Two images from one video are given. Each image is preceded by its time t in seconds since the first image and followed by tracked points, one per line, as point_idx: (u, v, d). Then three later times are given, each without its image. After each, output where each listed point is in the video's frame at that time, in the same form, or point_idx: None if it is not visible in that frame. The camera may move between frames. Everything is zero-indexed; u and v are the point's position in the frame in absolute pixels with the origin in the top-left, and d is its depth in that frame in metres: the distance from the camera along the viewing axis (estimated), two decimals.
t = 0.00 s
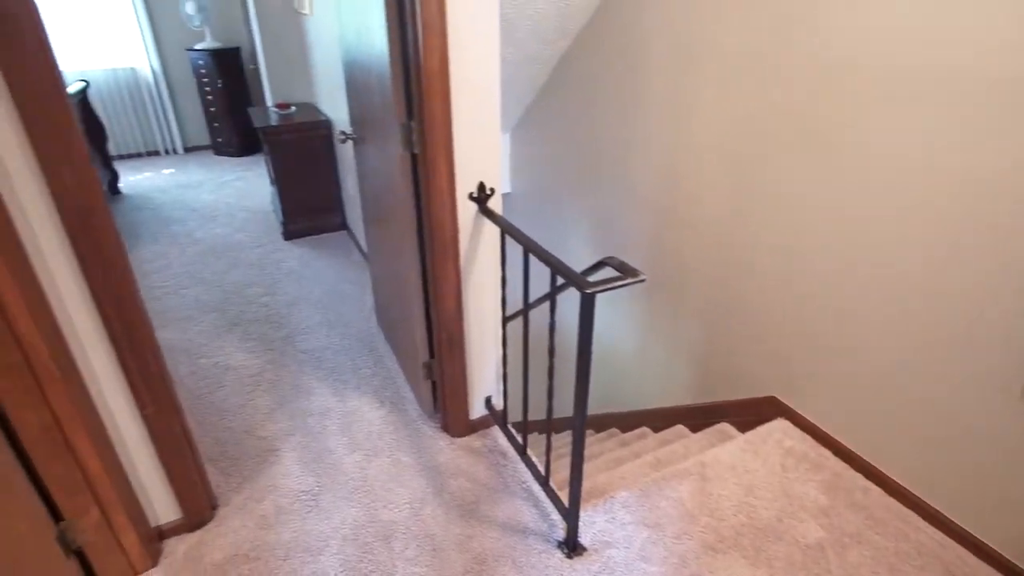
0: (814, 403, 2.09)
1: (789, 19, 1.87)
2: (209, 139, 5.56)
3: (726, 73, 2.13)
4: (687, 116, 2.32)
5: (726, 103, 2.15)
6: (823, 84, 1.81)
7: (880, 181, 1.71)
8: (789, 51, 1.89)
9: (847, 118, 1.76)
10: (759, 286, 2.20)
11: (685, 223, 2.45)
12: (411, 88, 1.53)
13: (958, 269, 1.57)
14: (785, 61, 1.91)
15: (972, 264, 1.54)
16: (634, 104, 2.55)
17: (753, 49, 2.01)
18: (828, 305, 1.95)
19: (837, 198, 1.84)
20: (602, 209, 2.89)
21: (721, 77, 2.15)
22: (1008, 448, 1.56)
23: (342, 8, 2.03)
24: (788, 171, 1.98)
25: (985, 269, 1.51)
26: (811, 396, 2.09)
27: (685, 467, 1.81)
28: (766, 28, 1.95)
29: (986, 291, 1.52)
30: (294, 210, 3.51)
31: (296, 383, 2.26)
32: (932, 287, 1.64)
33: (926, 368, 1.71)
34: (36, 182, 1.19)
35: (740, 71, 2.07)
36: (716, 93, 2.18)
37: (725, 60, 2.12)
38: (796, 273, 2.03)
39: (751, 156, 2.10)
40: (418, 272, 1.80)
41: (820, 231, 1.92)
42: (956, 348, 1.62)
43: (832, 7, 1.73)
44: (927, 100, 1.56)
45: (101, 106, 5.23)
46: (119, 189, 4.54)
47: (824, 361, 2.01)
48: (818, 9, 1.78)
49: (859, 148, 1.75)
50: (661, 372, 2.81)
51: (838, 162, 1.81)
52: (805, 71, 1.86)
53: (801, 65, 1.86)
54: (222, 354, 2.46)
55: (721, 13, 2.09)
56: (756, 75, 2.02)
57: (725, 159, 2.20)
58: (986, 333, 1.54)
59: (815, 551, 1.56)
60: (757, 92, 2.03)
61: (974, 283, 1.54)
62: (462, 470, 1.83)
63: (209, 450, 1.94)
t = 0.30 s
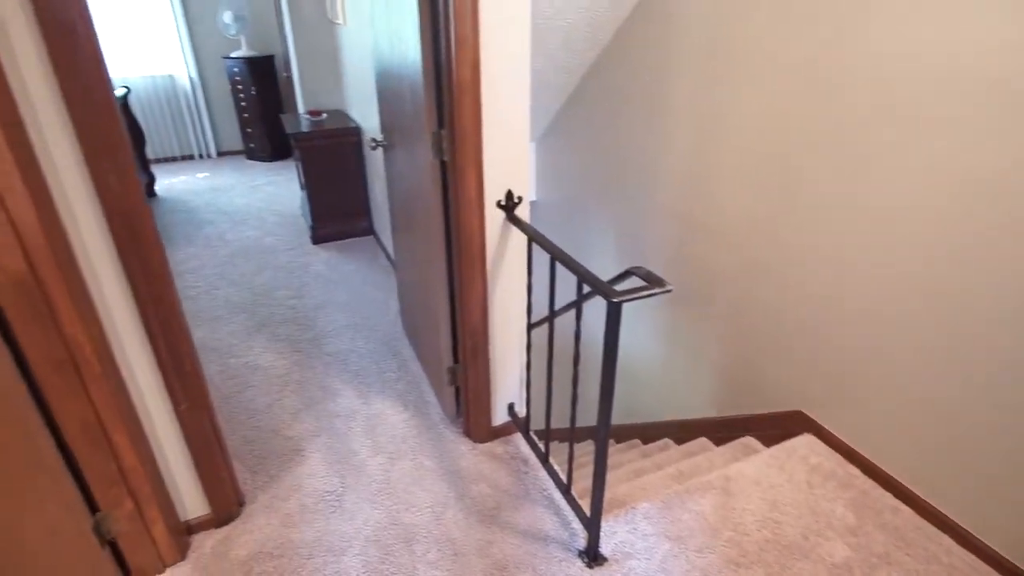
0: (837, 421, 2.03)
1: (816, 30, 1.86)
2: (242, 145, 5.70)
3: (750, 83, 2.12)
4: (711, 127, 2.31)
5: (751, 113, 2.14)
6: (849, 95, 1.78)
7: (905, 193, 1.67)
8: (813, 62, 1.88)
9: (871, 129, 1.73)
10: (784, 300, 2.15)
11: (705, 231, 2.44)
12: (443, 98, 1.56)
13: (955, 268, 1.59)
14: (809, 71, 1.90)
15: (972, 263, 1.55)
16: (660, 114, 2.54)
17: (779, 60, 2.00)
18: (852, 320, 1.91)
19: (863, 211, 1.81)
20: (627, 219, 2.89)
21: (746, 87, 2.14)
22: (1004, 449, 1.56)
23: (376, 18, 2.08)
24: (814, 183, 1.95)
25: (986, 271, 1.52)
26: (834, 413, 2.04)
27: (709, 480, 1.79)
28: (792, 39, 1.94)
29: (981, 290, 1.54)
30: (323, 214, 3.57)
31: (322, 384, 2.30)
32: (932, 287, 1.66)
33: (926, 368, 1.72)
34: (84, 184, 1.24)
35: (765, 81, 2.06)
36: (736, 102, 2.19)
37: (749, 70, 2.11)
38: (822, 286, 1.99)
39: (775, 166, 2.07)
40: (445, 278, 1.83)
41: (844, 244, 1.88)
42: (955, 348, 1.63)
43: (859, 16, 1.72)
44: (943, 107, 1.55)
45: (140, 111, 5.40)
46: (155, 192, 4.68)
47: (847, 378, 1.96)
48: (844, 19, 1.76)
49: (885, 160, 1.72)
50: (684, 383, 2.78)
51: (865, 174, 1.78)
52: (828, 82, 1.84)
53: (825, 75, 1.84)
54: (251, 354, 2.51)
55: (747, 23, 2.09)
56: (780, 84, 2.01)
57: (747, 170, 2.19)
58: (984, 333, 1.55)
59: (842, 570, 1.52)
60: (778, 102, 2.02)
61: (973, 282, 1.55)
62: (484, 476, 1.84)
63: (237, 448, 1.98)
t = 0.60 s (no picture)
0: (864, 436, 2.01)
1: (842, 40, 1.85)
2: (270, 150, 5.82)
3: (777, 95, 2.12)
4: (738, 138, 2.31)
5: (777, 123, 2.13)
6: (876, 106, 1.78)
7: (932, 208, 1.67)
8: (839, 72, 1.87)
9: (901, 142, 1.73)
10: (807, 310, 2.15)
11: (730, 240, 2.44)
12: (470, 107, 1.59)
13: (955, 266, 1.64)
14: (835, 82, 1.90)
15: (973, 262, 1.59)
16: (685, 124, 2.54)
17: (805, 70, 1.99)
18: (880, 333, 1.89)
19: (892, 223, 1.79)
20: (651, 228, 2.88)
21: (773, 98, 2.14)
22: (1005, 448, 1.60)
23: (405, 28, 2.11)
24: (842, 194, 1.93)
25: (989, 268, 1.56)
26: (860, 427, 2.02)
27: (730, 492, 1.77)
28: (818, 50, 1.94)
29: (980, 290, 1.59)
30: (348, 219, 3.63)
31: (345, 387, 2.33)
32: (932, 287, 1.71)
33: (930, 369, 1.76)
34: (123, 186, 1.28)
35: (792, 92, 2.06)
36: (763, 113, 2.19)
37: (775, 80, 2.11)
38: (848, 299, 1.98)
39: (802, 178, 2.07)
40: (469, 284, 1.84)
41: (871, 256, 1.87)
42: (955, 348, 1.68)
43: (887, 26, 1.71)
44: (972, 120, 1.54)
45: (173, 117, 5.55)
46: (186, 196, 4.79)
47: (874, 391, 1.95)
48: (871, 30, 1.76)
49: (914, 172, 1.70)
50: (706, 395, 2.76)
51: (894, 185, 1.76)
52: (856, 93, 1.83)
53: (853, 87, 1.84)
54: (276, 355, 2.56)
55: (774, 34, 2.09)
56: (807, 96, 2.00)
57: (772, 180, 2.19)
58: (984, 333, 1.60)
59: None
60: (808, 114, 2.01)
61: (973, 281, 1.61)
62: (503, 482, 1.85)
63: (261, 448, 2.02)
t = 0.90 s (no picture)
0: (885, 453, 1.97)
1: (859, 50, 1.82)
2: (295, 156, 5.93)
3: (795, 105, 2.09)
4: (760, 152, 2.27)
5: (796, 134, 2.10)
6: (894, 116, 1.74)
7: (949, 220, 1.63)
8: (857, 83, 1.85)
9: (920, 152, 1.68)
10: (825, 326, 2.10)
11: (750, 254, 2.41)
12: (493, 117, 1.60)
13: (953, 266, 1.64)
14: (852, 91, 1.86)
15: (971, 261, 1.59)
16: (705, 134, 2.53)
17: (824, 80, 1.96)
18: (900, 351, 1.84)
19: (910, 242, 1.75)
20: (670, 238, 2.87)
21: (792, 109, 2.10)
22: (1004, 448, 1.60)
23: (430, 40, 2.15)
24: (863, 207, 1.88)
25: (987, 268, 1.56)
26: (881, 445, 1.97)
27: (749, 507, 1.75)
28: (836, 59, 1.90)
29: (979, 290, 1.59)
30: (369, 226, 3.68)
31: (364, 392, 2.35)
32: (932, 287, 1.71)
33: (930, 369, 1.76)
34: (155, 191, 1.32)
35: (811, 101, 2.02)
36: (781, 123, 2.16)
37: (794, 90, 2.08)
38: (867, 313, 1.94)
39: (821, 189, 2.03)
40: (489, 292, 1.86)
41: (891, 272, 1.82)
42: (955, 347, 1.68)
43: (904, 35, 1.68)
44: (993, 130, 1.50)
45: (202, 124, 5.69)
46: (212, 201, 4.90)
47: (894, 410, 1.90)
48: (892, 39, 1.73)
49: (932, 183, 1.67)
50: (724, 407, 2.73)
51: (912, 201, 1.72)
52: (874, 102, 1.80)
53: (871, 96, 1.80)
54: (297, 359, 2.59)
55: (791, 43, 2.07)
56: (825, 106, 1.97)
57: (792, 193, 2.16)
58: (985, 333, 1.59)
59: None
60: (824, 126, 1.98)
61: (972, 281, 1.60)
62: (520, 491, 1.85)
63: (282, 450, 2.05)
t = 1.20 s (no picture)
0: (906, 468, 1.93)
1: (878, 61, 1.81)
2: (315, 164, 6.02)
3: (813, 116, 2.07)
4: (778, 165, 2.25)
5: (814, 145, 2.08)
6: (914, 128, 1.72)
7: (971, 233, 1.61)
8: (875, 95, 1.83)
9: (941, 164, 1.66)
10: (843, 339, 2.08)
11: (767, 266, 2.39)
12: (512, 127, 1.62)
13: (969, 275, 1.63)
14: (876, 105, 1.83)
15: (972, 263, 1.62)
16: (722, 144, 2.52)
17: (843, 91, 1.95)
18: (919, 366, 1.81)
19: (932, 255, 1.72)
20: (687, 249, 2.86)
21: (811, 120, 2.08)
22: (1004, 448, 1.61)
23: (450, 51, 2.17)
24: (883, 219, 1.86)
25: (988, 268, 1.58)
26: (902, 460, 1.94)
27: (765, 521, 1.73)
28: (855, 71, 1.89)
29: (979, 290, 1.61)
30: (387, 233, 3.72)
31: (380, 398, 2.37)
32: (933, 287, 1.73)
33: (929, 366, 1.78)
34: (183, 198, 1.36)
35: (829, 113, 2.01)
36: (799, 134, 2.14)
37: (811, 102, 2.07)
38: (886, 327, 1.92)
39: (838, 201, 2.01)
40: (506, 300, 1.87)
41: (911, 285, 1.80)
42: (955, 347, 1.70)
43: (924, 47, 1.67)
44: (1014, 141, 1.48)
45: (226, 131, 5.80)
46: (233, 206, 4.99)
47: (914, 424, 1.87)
48: (911, 51, 1.72)
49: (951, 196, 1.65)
50: (740, 420, 2.70)
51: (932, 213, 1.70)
52: (893, 114, 1.78)
53: (890, 108, 1.79)
54: (315, 364, 2.63)
55: (809, 54, 2.05)
56: (843, 118, 1.95)
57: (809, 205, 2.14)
58: (985, 332, 1.62)
59: None
60: (843, 137, 1.96)
61: (972, 281, 1.63)
62: (534, 500, 1.85)
63: (299, 454, 2.07)
